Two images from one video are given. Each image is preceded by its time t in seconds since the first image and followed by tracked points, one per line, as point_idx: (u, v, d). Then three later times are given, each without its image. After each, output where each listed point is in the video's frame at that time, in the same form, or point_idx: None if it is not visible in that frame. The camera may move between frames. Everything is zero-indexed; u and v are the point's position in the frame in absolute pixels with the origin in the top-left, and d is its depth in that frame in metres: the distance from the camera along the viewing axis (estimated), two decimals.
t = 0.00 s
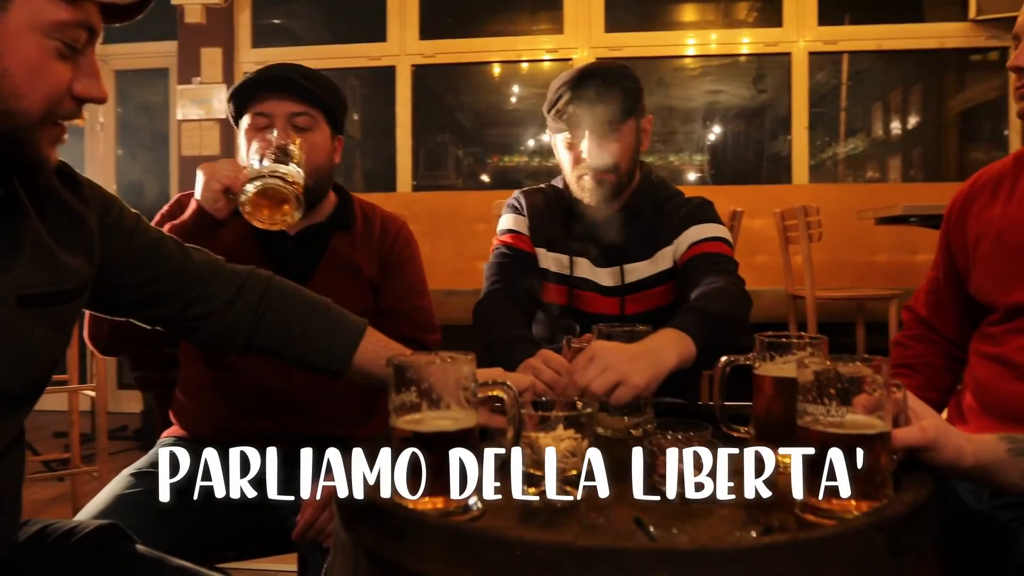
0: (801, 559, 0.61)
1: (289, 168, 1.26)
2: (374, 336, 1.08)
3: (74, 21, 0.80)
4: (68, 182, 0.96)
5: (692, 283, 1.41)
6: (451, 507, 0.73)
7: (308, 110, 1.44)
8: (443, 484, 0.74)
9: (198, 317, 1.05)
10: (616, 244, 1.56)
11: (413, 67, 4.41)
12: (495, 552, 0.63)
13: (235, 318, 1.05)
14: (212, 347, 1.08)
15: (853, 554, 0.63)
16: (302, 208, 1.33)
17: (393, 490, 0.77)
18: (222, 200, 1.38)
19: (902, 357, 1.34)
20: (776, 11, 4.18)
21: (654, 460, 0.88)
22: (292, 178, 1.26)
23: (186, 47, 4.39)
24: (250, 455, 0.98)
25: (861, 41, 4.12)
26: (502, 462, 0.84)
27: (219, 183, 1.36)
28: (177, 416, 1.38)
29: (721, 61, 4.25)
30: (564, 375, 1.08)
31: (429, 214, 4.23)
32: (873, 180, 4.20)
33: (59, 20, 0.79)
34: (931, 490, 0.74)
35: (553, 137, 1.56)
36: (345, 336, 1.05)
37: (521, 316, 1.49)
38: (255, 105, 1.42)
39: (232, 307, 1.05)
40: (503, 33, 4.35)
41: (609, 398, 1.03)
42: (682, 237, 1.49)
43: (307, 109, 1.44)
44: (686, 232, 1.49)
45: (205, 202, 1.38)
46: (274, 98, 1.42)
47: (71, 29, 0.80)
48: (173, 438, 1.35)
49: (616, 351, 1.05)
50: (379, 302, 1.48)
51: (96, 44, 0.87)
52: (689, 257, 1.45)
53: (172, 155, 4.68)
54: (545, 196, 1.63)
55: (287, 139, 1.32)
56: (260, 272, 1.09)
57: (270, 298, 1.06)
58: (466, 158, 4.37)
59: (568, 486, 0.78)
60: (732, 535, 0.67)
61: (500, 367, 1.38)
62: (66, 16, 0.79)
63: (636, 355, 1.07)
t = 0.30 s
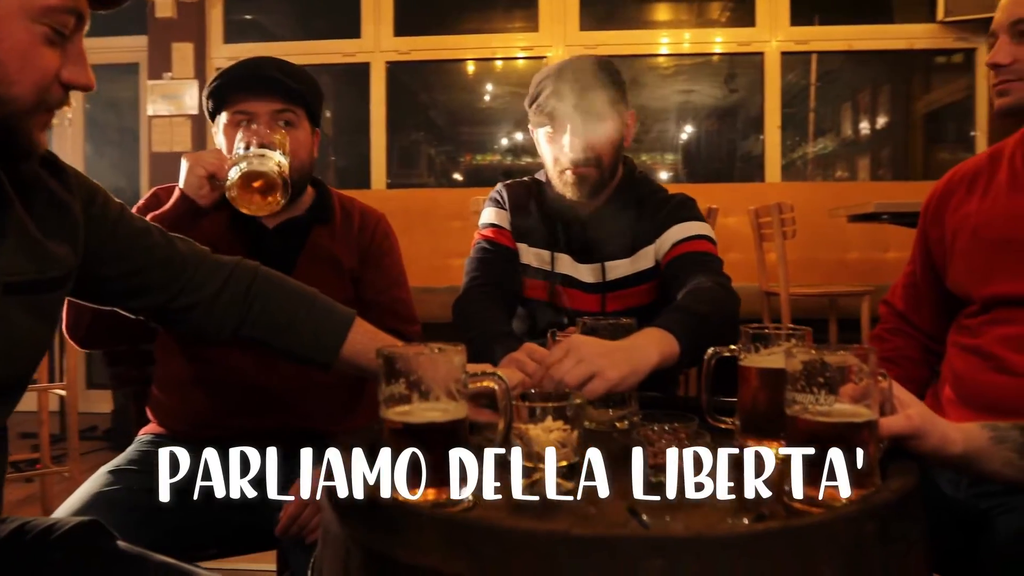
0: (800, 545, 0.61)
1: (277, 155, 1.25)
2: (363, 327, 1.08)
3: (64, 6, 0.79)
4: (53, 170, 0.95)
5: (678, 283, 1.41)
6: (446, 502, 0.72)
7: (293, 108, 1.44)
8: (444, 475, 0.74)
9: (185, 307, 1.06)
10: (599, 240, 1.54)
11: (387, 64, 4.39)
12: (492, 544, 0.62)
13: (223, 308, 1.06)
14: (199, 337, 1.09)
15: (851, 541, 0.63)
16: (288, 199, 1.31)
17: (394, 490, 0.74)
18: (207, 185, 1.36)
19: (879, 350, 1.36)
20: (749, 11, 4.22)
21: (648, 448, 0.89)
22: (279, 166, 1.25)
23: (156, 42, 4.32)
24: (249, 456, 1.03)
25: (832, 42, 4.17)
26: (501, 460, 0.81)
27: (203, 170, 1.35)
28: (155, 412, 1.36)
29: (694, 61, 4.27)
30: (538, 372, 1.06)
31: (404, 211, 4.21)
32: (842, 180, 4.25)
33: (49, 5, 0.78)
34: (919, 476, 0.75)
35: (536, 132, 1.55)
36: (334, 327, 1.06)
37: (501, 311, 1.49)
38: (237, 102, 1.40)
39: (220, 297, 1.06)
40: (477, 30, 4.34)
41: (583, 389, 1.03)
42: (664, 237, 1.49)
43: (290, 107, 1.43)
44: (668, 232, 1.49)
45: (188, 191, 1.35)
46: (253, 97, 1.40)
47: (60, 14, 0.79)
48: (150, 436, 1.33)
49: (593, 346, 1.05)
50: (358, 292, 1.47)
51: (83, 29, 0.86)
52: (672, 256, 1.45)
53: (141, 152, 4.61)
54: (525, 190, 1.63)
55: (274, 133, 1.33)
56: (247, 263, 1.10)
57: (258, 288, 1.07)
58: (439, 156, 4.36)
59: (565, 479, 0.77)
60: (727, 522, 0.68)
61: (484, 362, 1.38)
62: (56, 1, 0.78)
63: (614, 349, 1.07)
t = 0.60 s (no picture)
0: (799, 529, 0.62)
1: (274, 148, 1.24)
2: (349, 321, 1.06)
3: None
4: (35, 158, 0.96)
5: (668, 285, 1.42)
6: (446, 497, 0.73)
7: (283, 101, 1.42)
8: (442, 466, 0.75)
9: (170, 297, 1.05)
10: (585, 237, 1.54)
11: (365, 61, 4.36)
12: (493, 537, 0.62)
13: (207, 298, 1.04)
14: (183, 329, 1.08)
15: (848, 528, 0.64)
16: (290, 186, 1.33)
17: (393, 487, 0.72)
18: (203, 176, 1.32)
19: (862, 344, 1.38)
20: (726, 11, 4.25)
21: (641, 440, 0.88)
22: (279, 158, 1.24)
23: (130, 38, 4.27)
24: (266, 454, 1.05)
25: (808, 42, 4.21)
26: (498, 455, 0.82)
27: (199, 161, 1.30)
28: (139, 408, 1.35)
29: (671, 60, 4.30)
30: (526, 367, 1.04)
31: (382, 209, 4.19)
32: (817, 179, 4.31)
33: None
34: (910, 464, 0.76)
35: (525, 129, 1.55)
36: (320, 318, 1.05)
37: (486, 310, 1.48)
38: (225, 94, 1.39)
39: (204, 287, 1.05)
40: (456, 28, 4.34)
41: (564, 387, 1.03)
42: (653, 239, 1.49)
43: (280, 99, 1.42)
44: (657, 234, 1.49)
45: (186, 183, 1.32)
46: (242, 88, 1.39)
47: None
48: (138, 433, 1.31)
49: (578, 344, 1.05)
50: (346, 285, 1.47)
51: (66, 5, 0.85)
52: (662, 257, 1.46)
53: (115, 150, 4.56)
54: (513, 184, 1.62)
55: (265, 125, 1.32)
56: (233, 254, 1.09)
57: (244, 278, 1.06)
58: (414, 155, 4.36)
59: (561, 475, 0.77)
60: (727, 511, 0.68)
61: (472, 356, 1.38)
62: None
63: (599, 349, 1.07)
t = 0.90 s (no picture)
0: (805, 516, 0.62)
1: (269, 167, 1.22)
2: (334, 318, 1.08)
3: None
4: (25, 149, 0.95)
5: (658, 283, 1.43)
6: (449, 489, 0.74)
7: (282, 112, 1.44)
8: (442, 460, 0.74)
9: (156, 292, 1.04)
10: (574, 235, 1.55)
11: (343, 59, 4.34)
12: (504, 529, 0.62)
13: (194, 295, 1.05)
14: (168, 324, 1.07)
15: (851, 515, 0.65)
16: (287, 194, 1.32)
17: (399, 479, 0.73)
18: (197, 192, 1.26)
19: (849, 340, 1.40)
20: (703, 12, 4.28)
21: (637, 433, 0.88)
22: (272, 175, 1.22)
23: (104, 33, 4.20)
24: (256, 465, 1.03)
25: (783, 43, 4.26)
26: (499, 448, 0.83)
27: (193, 175, 1.24)
28: (126, 407, 1.33)
29: (648, 59, 4.33)
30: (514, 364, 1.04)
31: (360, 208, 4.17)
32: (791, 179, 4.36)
33: None
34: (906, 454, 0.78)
35: (514, 125, 1.54)
36: (303, 316, 1.06)
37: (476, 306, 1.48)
38: (226, 103, 1.39)
39: (192, 283, 1.05)
40: (435, 27, 4.33)
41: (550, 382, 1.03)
42: (642, 238, 1.51)
43: (280, 110, 1.44)
44: (646, 232, 1.51)
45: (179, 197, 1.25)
46: (244, 99, 1.39)
47: None
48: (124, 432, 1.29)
49: (566, 341, 1.05)
50: (336, 282, 1.47)
51: None
52: (651, 256, 1.47)
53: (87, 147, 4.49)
54: (500, 181, 1.62)
55: (261, 133, 1.24)
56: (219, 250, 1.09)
57: (229, 276, 1.06)
58: (389, 154, 4.34)
59: (557, 462, 0.80)
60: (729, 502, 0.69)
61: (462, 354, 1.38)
62: None
63: (585, 346, 1.06)
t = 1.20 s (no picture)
0: (804, 515, 0.63)
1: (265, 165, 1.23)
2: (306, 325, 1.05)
3: None
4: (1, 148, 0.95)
5: (646, 282, 1.44)
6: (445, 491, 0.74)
7: (272, 106, 1.45)
8: (441, 463, 0.74)
9: (127, 298, 1.02)
10: (563, 235, 1.56)
11: (324, 57, 4.32)
12: (505, 530, 0.61)
13: (167, 299, 1.03)
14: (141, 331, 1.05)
15: (848, 515, 0.65)
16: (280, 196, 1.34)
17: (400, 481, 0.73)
18: (191, 192, 1.26)
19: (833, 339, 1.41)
20: (683, 13, 4.31)
21: (632, 434, 0.88)
22: (268, 175, 1.23)
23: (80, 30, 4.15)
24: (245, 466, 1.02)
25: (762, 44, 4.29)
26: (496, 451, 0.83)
27: (187, 175, 1.24)
28: (112, 409, 1.32)
29: (628, 60, 4.34)
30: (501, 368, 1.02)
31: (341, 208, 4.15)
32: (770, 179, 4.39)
33: None
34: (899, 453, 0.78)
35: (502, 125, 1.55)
36: (276, 322, 1.03)
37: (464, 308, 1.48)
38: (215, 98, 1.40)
39: (165, 287, 1.03)
40: (416, 26, 4.32)
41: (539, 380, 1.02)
42: (630, 237, 1.51)
43: (270, 104, 1.44)
44: (634, 231, 1.52)
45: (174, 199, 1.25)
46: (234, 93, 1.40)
47: None
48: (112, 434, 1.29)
49: (553, 342, 1.04)
50: (325, 282, 1.47)
51: None
52: (639, 256, 1.48)
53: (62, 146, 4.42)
54: (488, 181, 1.62)
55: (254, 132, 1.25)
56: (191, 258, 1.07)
57: (201, 281, 1.04)
58: (368, 153, 4.32)
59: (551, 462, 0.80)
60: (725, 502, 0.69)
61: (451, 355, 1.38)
62: None
63: (572, 343, 1.06)
